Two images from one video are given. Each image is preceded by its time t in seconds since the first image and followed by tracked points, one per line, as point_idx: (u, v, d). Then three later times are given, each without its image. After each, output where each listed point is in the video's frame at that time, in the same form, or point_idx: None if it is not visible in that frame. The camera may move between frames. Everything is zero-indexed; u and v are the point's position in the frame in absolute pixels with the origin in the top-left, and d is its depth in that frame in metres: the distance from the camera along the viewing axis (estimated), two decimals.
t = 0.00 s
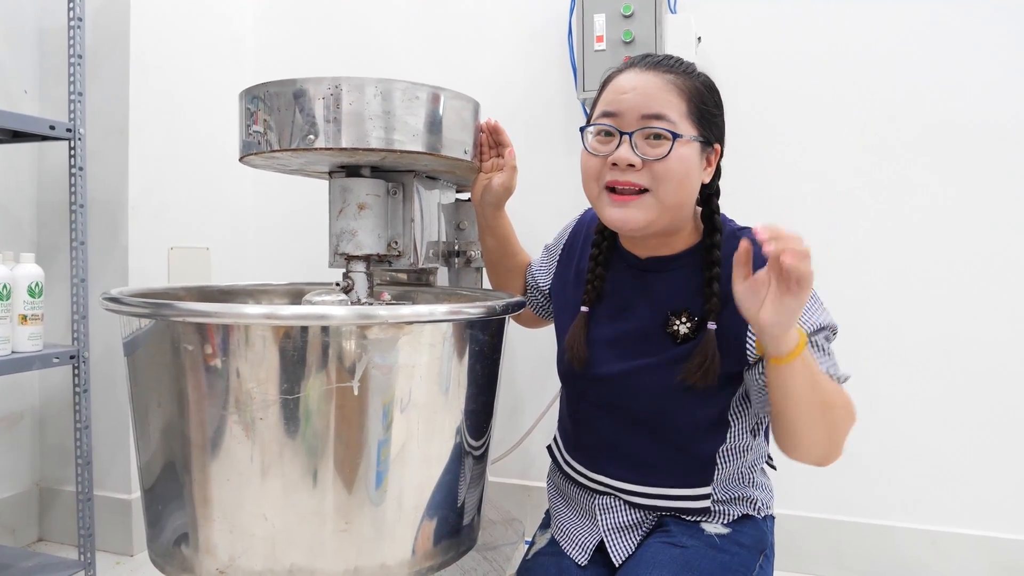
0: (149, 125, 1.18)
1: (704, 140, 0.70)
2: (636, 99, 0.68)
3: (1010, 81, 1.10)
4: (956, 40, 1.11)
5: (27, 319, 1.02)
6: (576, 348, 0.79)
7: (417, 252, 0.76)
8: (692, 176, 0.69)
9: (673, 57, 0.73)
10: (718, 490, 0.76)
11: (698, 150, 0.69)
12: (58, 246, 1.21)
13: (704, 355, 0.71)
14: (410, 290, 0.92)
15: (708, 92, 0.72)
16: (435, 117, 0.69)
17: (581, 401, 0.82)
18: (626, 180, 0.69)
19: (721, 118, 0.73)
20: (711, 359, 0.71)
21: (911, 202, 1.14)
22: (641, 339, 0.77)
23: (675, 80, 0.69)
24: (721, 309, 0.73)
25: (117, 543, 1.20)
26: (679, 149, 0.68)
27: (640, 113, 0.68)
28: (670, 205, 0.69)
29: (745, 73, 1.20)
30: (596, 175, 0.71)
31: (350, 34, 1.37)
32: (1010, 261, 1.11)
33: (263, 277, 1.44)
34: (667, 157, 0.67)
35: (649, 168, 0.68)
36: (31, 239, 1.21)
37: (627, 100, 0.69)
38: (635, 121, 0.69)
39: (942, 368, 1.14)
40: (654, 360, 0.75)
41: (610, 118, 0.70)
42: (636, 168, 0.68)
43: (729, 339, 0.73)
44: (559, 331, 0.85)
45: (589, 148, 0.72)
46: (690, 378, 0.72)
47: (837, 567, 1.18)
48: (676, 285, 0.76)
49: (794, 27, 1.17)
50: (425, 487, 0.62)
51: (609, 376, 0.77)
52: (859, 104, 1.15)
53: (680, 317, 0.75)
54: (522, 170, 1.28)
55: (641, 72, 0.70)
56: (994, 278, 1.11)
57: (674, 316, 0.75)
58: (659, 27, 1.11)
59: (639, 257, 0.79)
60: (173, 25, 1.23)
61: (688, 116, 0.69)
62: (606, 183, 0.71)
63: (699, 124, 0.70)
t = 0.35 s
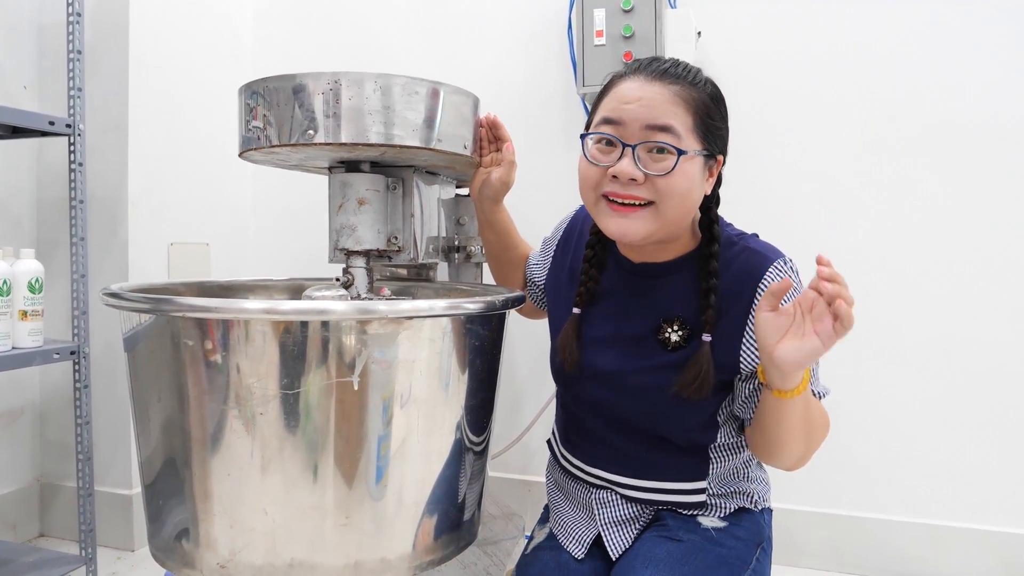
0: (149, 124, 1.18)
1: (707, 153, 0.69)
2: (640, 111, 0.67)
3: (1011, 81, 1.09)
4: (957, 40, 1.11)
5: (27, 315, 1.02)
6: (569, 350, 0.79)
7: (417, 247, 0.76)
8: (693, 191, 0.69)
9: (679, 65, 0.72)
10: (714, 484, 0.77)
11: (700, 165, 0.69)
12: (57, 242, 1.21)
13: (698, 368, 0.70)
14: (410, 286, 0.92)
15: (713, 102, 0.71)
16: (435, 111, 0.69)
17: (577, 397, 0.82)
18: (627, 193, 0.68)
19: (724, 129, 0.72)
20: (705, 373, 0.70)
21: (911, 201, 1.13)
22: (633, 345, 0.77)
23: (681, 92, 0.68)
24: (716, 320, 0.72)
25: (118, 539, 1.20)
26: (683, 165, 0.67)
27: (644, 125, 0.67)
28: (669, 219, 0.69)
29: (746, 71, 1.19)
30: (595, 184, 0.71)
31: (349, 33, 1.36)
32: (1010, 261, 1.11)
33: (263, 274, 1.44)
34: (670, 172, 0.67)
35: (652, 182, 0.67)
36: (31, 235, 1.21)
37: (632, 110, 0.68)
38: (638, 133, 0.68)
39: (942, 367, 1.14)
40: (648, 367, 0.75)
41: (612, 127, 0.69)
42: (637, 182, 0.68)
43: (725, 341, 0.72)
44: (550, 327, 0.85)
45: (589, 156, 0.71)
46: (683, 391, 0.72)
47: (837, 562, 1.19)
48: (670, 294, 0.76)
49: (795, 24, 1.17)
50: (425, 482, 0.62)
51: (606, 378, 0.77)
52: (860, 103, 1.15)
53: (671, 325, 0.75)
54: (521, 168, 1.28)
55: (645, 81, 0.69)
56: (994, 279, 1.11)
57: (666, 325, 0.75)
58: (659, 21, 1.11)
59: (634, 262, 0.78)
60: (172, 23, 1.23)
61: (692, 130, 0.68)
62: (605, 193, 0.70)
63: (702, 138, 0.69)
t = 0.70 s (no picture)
0: (151, 123, 1.19)
1: (709, 159, 0.69)
2: (639, 121, 0.67)
3: (1013, 81, 1.09)
4: (958, 40, 1.11)
5: (29, 313, 1.03)
6: (580, 351, 0.78)
7: (418, 246, 0.77)
8: (695, 198, 0.69)
9: (680, 65, 0.70)
10: (717, 483, 0.77)
11: (702, 171, 0.69)
12: (59, 241, 1.21)
13: (703, 368, 0.71)
14: (411, 284, 0.93)
15: (713, 104, 0.70)
16: (436, 111, 0.69)
17: (580, 396, 0.82)
18: (630, 203, 0.69)
19: (725, 130, 0.72)
20: (709, 372, 0.71)
21: (912, 200, 1.14)
22: (637, 344, 0.77)
23: (682, 98, 0.68)
24: (720, 320, 0.72)
25: (120, 537, 1.21)
26: (685, 174, 0.67)
27: (646, 135, 0.67)
28: (672, 227, 0.70)
29: (746, 70, 1.20)
30: (596, 193, 0.71)
31: (350, 32, 1.37)
32: (1011, 261, 1.11)
33: (264, 273, 1.44)
34: (672, 182, 0.67)
35: (654, 192, 0.68)
36: (33, 234, 1.22)
37: (634, 120, 0.67)
38: (639, 143, 0.67)
39: (943, 366, 1.14)
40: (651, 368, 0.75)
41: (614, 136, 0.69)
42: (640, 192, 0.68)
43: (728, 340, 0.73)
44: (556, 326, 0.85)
45: (589, 164, 0.71)
46: (688, 390, 0.72)
47: (837, 560, 1.19)
48: (675, 294, 0.76)
49: (796, 24, 1.17)
50: (426, 480, 0.63)
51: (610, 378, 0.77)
52: (861, 102, 1.15)
53: (676, 325, 0.75)
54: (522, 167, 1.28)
55: (644, 88, 0.68)
56: (995, 279, 1.11)
57: (670, 324, 0.75)
58: (659, 21, 1.11)
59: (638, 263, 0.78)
60: (173, 22, 1.23)
61: (694, 137, 0.68)
62: (607, 201, 0.71)
63: (704, 143, 0.69)
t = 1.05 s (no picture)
0: (155, 122, 1.19)
1: (682, 138, 0.70)
2: (609, 111, 0.72)
3: (1017, 80, 1.09)
4: (961, 39, 1.11)
5: (34, 312, 1.03)
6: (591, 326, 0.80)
7: (422, 245, 0.77)
8: (669, 176, 0.70)
9: (666, 53, 0.73)
10: (724, 482, 0.77)
11: (675, 150, 0.70)
12: (64, 240, 1.22)
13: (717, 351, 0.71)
14: (414, 284, 0.93)
15: (692, 85, 0.70)
16: (441, 111, 0.69)
17: (591, 386, 0.83)
18: (610, 185, 0.73)
19: (712, 109, 0.71)
20: (724, 354, 0.70)
21: (915, 200, 1.14)
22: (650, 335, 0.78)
23: (651, 81, 0.70)
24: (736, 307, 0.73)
25: (123, 535, 1.21)
26: (647, 153, 0.70)
27: (614, 120, 0.72)
28: (651, 206, 0.72)
29: (749, 70, 1.20)
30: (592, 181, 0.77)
31: (353, 31, 1.37)
32: (1014, 260, 1.11)
33: (267, 272, 1.45)
34: (636, 161, 0.70)
35: (626, 173, 0.71)
36: (37, 233, 1.22)
37: (606, 109, 0.72)
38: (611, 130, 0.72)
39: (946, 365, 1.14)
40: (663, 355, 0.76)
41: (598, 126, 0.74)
42: (615, 175, 0.72)
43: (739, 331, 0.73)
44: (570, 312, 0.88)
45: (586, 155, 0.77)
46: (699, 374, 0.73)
47: (840, 560, 1.19)
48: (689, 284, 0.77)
49: (798, 23, 1.17)
50: (430, 479, 0.63)
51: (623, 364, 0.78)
52: (864, 102, 1.15)
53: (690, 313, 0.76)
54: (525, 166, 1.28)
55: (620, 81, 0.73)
56: (998, 278, 1.11)
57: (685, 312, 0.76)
58: (663, 21, 1.11)
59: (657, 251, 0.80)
60: (177, 21, 1.23)
61: (661, 117, 0.69)
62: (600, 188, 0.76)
63: (678, 122, 0.69)
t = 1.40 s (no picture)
0: (157, 123, 1.19)
1: (689, 132, 0.70)
2: (620, 113, 0.74)
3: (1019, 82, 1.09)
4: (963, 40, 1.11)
5: (37, 313, 1.03)
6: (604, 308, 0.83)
7: (423, 248, 0.77)
8: (676, 170, 0.70)
9: (674, 56, 0.75)
10: (734, 486, 0.77)
11: (682, 143, 0.70)
12: (66, 240, 1.22)
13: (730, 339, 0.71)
14: (415, 287, 0.93)
15: (699, 82, 0.71)
16: (443, 113, 0.69)
17: (603, 379, 0.85)
18: (623, 182, 0.75)
19: (719, 104, 0.72)
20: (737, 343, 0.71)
21: (916, 203, 1.14)
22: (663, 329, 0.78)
23: (656, 82, 0.72)
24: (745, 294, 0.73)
25: (124, 536, 1.21)
26: (653, 149, 0.71)
27: (624, 121, 0.73)
28: (662, 201, 0.72)
29: (751, 71, 1.20)
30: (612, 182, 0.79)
31: (355, 32, 1.37)
32: (1016, 264, 1.10)
33: (268, 273, 1.45)
34: (644, 157, 0.71)
35: (636, 169, 0.72)
36: (39, 234, 1.22)
37: (618, 111, 0.75)
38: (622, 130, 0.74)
39: (947, 368, 1.14)
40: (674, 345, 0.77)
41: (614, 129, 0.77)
42: (627, 171, 0.73)
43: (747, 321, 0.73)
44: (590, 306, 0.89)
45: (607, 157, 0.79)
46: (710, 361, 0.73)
47: (842, 564, 1.19)
48: (703, 277, 0.77)
49: (800, 25, 1.17)
50: (431, 480, 0.63)
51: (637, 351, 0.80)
52: (866, 104, 1.15)
53: (703, 304, 0.76)
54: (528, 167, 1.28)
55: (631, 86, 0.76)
56: (1000, 280, 1.11)
57: (697, 303, 0.77)
58: (665, 23, 1.11)
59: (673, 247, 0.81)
60: (180, 22, 1.23)
61: (668, 113, 0.71)
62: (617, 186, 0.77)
63: (683, 117, 0.70)
